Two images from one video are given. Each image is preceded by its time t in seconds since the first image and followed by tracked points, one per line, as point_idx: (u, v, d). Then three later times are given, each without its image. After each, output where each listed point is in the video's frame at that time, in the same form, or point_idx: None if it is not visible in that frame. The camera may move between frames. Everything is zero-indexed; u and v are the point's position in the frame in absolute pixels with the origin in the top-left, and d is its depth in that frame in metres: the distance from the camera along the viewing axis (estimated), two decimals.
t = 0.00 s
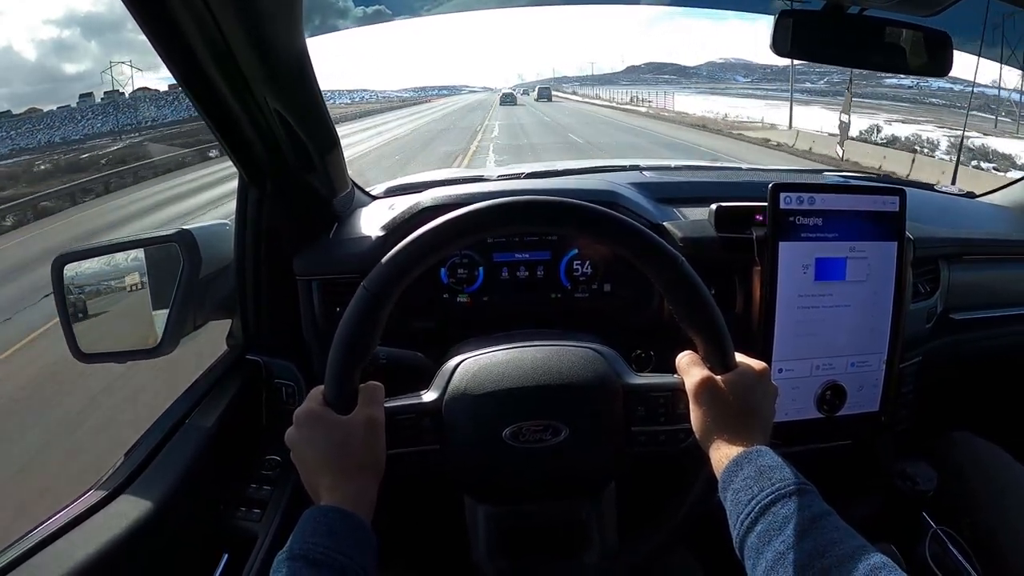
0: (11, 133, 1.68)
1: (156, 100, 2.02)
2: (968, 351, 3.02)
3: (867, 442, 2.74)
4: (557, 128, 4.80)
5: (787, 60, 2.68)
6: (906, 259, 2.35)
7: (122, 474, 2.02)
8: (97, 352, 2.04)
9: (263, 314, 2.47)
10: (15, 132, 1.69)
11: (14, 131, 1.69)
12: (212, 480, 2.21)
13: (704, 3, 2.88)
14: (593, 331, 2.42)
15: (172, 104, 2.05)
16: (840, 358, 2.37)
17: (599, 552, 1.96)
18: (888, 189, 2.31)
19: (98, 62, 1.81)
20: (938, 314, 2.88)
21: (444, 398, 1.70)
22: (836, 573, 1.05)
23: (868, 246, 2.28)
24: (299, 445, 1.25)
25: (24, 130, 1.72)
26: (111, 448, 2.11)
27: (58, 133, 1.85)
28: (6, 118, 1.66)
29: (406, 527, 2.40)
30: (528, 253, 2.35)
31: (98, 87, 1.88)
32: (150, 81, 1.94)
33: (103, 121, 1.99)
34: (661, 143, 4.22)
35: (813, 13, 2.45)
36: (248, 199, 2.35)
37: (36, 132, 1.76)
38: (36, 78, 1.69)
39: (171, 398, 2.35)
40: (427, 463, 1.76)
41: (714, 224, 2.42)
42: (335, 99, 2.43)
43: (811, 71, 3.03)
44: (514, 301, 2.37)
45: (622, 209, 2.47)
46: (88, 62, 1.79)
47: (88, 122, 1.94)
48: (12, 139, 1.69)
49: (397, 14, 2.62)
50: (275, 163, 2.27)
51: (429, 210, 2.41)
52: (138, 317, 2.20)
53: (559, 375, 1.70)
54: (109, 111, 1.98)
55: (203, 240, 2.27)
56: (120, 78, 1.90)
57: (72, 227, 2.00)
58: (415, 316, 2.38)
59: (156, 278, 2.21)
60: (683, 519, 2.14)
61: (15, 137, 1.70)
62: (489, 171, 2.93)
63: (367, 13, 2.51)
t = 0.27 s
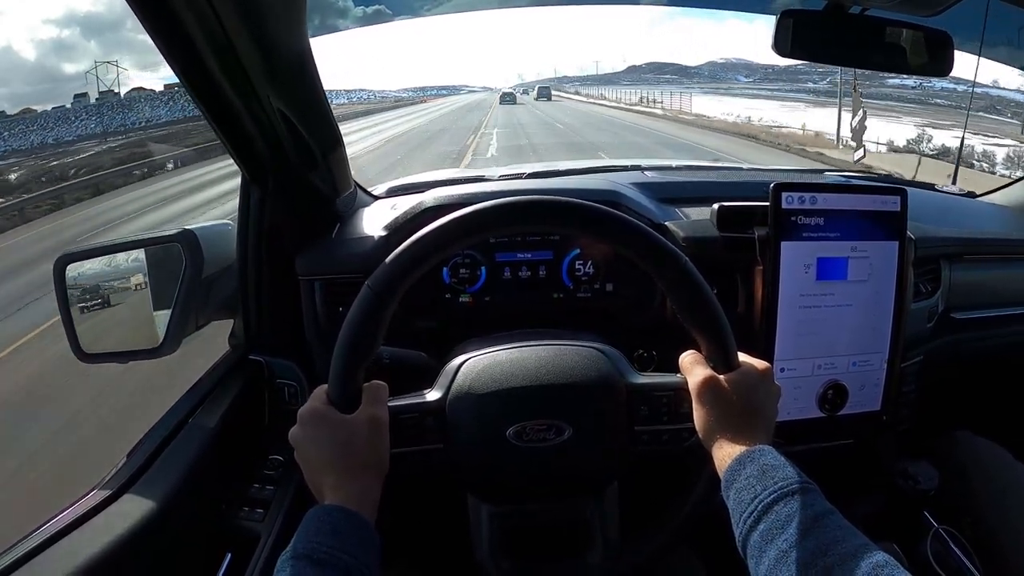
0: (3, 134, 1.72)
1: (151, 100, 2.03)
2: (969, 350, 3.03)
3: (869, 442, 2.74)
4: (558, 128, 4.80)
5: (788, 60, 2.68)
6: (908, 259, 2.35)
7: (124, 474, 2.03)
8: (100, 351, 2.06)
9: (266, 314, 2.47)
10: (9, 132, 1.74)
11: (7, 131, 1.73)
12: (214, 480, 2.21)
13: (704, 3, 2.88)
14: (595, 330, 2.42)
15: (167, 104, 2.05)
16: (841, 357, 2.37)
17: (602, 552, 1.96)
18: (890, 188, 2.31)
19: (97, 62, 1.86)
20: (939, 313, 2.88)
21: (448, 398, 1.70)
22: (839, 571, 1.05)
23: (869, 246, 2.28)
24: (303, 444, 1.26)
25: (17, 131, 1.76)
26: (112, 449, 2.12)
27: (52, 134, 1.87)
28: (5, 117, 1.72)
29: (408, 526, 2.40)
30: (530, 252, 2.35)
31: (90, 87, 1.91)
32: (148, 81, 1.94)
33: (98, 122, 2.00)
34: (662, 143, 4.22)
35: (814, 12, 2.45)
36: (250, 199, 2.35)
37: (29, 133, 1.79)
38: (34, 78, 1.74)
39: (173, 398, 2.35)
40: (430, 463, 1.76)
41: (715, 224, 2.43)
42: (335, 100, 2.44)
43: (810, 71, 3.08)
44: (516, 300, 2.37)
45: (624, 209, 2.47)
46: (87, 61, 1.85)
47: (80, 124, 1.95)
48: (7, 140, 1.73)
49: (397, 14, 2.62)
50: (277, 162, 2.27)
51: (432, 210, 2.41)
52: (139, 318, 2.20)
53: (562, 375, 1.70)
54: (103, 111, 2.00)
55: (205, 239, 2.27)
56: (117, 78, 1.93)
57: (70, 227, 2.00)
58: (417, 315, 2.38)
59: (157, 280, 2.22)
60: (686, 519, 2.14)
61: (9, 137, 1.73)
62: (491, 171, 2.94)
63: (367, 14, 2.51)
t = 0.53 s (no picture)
0: None
1: (144, 100, 2.03)
2: (971, 350, 3.01)
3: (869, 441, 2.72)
4: (558, 127, 4.78)
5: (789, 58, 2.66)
6: (910, 257, 2.33)
7: (118, 473, 2.00)
8: (97, 349, 2.04)
9: (263, 311, 2.45)
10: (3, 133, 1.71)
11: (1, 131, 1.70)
12: (209, 479, 2.19)
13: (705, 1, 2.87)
14: (594, 329, 2.40)
15: (161, 104, 2.04)
16: (843, 356, 2.36)
17: (601, 552, 1.94)
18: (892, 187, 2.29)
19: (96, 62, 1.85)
20: (941, 313, 2.86)
21: (446, 396, 1.68)
22: (844, 572, 1.03)
23: (872, 244, 2.26)
24: (299, 443, 1.23)
25: (10, 131, 1.72)
26: (107, 448, 2.10)
27: (45, 135, 1.85)
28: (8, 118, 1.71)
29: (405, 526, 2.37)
30: (529, 250, 2.33)
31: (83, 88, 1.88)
32: (146, 82, 1.94)
33: (90, 123, 1.97)
34: (662, 141, 4.20)
35: (816, 9, 2.43)
36: (248, 196, 2.33)
37: (22, 134, 1.76)
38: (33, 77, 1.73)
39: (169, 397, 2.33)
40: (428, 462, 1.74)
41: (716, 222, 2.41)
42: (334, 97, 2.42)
43: (812, 70, 3.08)
44: (516, 298, 2.35)
45: (624, 207, 2.45)
46: (87, 61, 1.83)
47: (72, 126, 1.92)
48: None
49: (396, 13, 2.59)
50: (275, 160, 2.25)
51: (431, 206, 2.39)
52: (136, 316, 2.18)
53: (561, 373, 1.68)
54: (95, 112, 1.97)
55: (200, 234, 2.25)
56: (114, 78, 1.92)
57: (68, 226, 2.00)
58: (415, 313, 2.36)
59: (155, 278, 2.20)
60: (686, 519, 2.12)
61: None
62: (490, 169, 2.91)
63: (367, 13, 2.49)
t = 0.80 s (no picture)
0: None
1: (138, 101, 2.04)
2: (970, 349, 3.01)
3: (868, 440, 2.73)
4: (558, 125, 4.78)
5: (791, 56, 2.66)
6: (910, 256, 2.33)
7: (117, 468, 2.00)
8: (96, 344, 2.05)
9: (262, 307, 2.44)
10: None
11: None
12: (208, 475, 2.19)
13: None
14: (594, 326, 2.40)
15: (156, 104, 2.06)
16: (842, 354, 2.36)
17: (599, 548, 1.94)
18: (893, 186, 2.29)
19: (97, 62, 1.84)
20: (940, 312, 2.86)
21: (445, 391, 1.68)
22: (846, 570, 1.03)
23: (872, 242, 2.26)
24: (298, 439, 1.23)
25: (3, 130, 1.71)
26: (106, 442, 2.10)
27: (37, 136, 1.82)
28: (8, 117, 1.70)
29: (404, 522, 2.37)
30: (529, 246, 2.33)
31: (77, 88, 1.85)
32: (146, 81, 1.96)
33: (86, 124, 1.95)
34: (663, 140, 4.20)
35: (818, 8, 2.43)
36: (247, 191, 2.32)
37: (14, 135, 1.74)
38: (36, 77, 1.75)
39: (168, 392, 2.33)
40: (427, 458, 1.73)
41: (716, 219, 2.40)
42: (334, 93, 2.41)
43: (814, 71, 3.04)
44: (515, 295, 2.35)
45: (625, 204, 2.45)
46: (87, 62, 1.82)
47: (65, 127, 1.90)
48: None
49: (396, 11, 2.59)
50: (276, 155, 2.25)
51: (430, 202, 2.38)
52: (135, 311, 2.20)
53: (561, 369, 1.68)
54: (90, 112, 1.95)
55: (200, 231, 2.22)
56: (115, 78, 1.92)
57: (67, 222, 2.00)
58: (414, 308, 2.36)
59: (154, 271, 2.19)
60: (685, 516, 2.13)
61: None
62: (490, 166, 2.91)
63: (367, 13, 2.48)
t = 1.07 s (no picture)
0: None
1: (133, 101, 2.04)
2: (969, 348, 3.01)
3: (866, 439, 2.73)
4: (558, 123, 4.77)
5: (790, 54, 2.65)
6: (910, 254, 2.32)
7: (114, 466, 2.00)
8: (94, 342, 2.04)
9: (260, 304, 2.43)
10: None
11: None
12: (206, 473, 2.19)
13: None
14: (593, 324, 2.39)
15: (150, 104, 2.05)
16: (841, 353, 2.35)
17: (597, 546, 1.94)
18: (892, 184, 2.28)
19: (98, 62, 1.85)
20: (940, 311, 2.86)
21: (443, 389, 1.68)
22: (844, 570, 1.02)
23: (871, 241, 2.26)
24: (295, 437, 1.22)
25: None
26: (103, 440, 2.09)
27: (31, 137, 1.82)
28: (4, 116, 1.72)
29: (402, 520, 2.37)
30: (528, 244, 2.32)
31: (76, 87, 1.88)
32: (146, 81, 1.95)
33: (78, 124, 1.95)
34: (663, 138, 4.19)
35: (817, 5, 2.42)
36: (245, 189, 2.31)
37: (6, 135, 1.75)
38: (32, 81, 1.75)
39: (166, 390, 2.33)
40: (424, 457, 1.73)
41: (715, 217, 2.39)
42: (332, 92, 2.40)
43: (816, 71, 3.00)
44: (514, 292, 2.35)
45: (624, 201, 2.44)
46: (87, 62, 1.83)
47: (59, 128, 1.90)
48: None
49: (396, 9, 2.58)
50: (275, 154, 2.24)
51: (429, 199, 2.38)
52: (134, 309, 2.19)
53: (559, 368, 1.68)
54: (85, 113, 1.96)
55: (198, 228, 2.22)
56: (115, 77, 1.92)
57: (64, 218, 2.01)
58: (412, 306, 2.35)
59: (152, 266, 2.19)
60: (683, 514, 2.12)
61: None
62: (489, 163, 2.91)
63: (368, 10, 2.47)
